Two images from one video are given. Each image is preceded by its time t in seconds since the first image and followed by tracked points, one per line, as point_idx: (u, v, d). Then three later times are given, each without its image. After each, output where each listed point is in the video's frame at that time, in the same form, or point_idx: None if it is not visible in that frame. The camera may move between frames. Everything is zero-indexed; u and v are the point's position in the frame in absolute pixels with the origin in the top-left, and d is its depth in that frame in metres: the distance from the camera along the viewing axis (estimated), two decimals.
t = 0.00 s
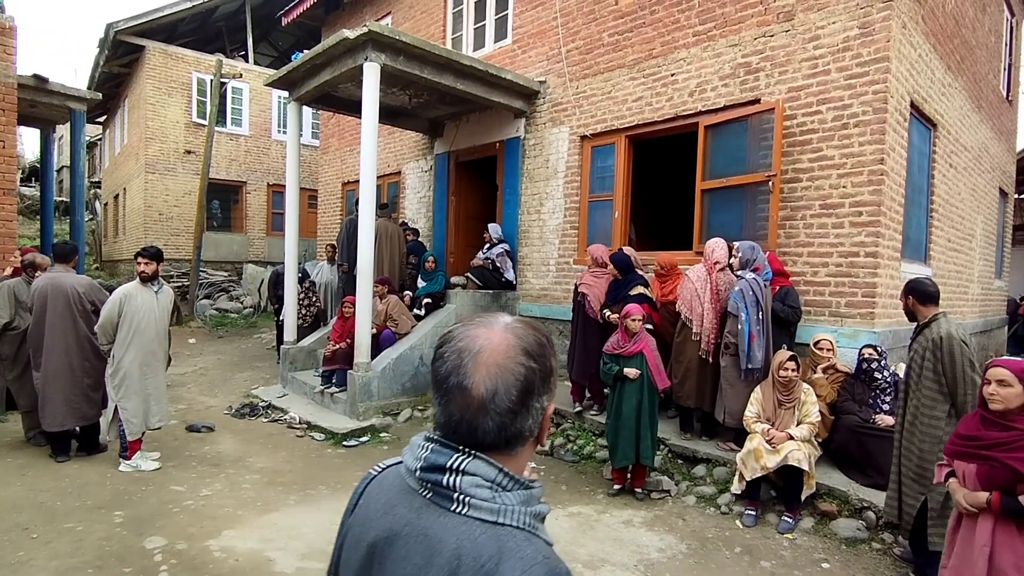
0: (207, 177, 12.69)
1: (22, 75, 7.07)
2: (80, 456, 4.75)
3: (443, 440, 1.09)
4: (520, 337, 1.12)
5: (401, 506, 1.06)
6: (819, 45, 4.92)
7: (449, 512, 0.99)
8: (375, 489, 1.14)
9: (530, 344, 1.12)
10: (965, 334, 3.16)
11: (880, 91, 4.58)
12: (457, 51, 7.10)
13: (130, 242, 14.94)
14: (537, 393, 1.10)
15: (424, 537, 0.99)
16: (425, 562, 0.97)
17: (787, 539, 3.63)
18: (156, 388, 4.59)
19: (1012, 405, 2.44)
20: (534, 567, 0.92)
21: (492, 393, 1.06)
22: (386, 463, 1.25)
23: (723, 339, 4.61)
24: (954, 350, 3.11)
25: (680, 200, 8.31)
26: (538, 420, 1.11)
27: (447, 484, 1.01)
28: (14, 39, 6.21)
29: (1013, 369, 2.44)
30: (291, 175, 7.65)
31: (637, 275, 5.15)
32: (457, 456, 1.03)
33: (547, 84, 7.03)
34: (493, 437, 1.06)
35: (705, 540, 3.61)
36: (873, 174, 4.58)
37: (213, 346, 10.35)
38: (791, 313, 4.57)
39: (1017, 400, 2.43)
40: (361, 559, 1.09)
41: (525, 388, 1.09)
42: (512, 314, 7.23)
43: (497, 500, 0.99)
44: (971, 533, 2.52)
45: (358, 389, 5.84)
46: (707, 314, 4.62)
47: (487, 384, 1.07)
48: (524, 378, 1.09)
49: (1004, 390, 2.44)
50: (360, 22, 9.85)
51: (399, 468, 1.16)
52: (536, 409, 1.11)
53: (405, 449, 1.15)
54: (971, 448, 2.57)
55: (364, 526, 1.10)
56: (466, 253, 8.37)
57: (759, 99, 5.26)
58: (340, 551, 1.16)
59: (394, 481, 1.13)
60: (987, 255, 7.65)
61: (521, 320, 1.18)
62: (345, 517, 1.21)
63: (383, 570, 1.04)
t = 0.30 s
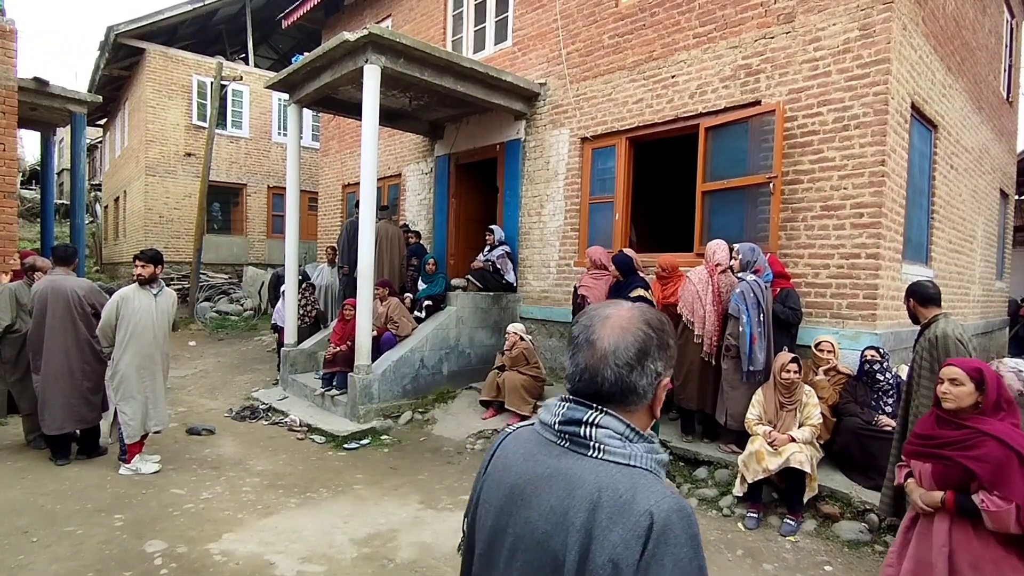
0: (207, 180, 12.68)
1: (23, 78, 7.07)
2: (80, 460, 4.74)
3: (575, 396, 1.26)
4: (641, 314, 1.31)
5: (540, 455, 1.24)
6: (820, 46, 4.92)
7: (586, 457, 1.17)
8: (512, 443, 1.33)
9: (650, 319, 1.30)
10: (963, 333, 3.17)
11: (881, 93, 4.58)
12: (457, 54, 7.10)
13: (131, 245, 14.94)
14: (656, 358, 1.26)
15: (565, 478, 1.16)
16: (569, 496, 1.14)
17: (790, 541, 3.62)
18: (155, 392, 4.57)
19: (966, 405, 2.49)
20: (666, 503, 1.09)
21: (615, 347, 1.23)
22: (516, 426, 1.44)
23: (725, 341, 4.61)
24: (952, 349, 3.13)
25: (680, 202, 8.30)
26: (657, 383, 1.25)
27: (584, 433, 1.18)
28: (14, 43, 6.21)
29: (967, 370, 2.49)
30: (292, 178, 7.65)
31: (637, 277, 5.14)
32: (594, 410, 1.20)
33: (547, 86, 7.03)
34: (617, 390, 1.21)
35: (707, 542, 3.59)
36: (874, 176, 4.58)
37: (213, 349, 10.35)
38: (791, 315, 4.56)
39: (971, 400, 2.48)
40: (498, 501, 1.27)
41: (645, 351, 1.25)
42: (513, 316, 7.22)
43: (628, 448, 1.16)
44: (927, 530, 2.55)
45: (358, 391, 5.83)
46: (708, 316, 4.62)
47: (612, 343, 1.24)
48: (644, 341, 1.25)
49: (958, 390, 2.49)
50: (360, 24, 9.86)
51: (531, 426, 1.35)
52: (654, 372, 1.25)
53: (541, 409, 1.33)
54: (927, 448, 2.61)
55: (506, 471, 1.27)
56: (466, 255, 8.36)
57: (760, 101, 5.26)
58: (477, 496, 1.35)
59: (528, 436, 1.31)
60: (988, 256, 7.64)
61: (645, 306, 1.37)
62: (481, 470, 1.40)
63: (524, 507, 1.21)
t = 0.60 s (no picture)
0: (207, 181, 12.65)
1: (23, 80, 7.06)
2: (80, 461, 4.73)
3: (680, 389, 1.30)
4: (756, 323, 1.34)
5: (649, 454, 1.26)
6: (820, 47, 4.92)
7: (699, 461, 1.18)
8: (618, 439, 1.35)
9: (764, 329, 1.32)
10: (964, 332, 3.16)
11: (881, 93, 4.57)
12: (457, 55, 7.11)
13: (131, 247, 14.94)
14: (764, 361, 1.27)
15: (680, 481, 1.18)
16: (684, 498, 1.16)
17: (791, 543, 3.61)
18: (155, 394, 4.57)
19: (893, 402, 2.54)
20: (785, 511, 1.10)
21: (723, 343, 1.27)
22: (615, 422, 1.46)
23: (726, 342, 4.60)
24: (952, 349, 3.13)
25: (681, 203, 8.30)
26: (762, 387, 1.26)
27: (696, 438, 1.19)
28: (14, 44, 6.20)
29: (895, 366, 2.53)
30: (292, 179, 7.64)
31: (638, 279, 5.13)
32: (703, 414, 1.21)
33: (547, 87, 7.03)
34: (721, 385, 1.24)
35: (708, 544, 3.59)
36: (874, 177, 4.58)
37: (213, 350, 10.35)
38: (791, 316, 4.57)
39: (895, 396, 2.53)
40: (610, 496, 1.29)
41: (752, 353, 1.27)
42: (513, 317, 7.21)
43: (741, 455, 1.17)
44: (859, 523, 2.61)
45: (358, 393, 5.82)
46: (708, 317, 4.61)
47: (721, 339, 1.28)
48: (754, 343, 1.28)
49: (885, 387, 2.53)
50: (360, 25, 9.87)
51: (635, 424, 1.37)
52: (760, 375, 1.26)
53: (647, 408, 1.36)
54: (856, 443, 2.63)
55: (614, 468, 1.29)
56: (466, 255, 8.35)
57: (760, 102, 5.26)
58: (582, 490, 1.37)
59: (635, 434, 1.33)
60: (988, 257, 7.63)
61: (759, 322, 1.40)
62: (582, 463, 1.43)
63: (637, 506, 1.23)
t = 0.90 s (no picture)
0: (207, 181, 12.63)
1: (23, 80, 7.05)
2: (80, 462, 4.73)
3: (863, 402, 1.24)
4: (944, 338, 1.26)
5: (833, 462, 1.21)
6: (820, 47, 4.91)
7: (895, 476, 1.13)
8: (787, 440, 1.30)
9: (954, 344, 1.25)
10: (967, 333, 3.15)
11: (881, 93, 4.57)
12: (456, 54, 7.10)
13: (130, 247, 14.94)
14: (957, 379, 1.20)
15: (875, 496, 1.13)
16: (881, 514, 1.11)
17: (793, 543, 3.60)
18: (155, 394, 4.57)
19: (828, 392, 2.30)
20: (997, 536, 1.04)
21: (912, 358, 1.21)
22: (771, 420, 1.41)
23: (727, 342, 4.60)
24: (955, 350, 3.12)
25: (680, 202, 8.30)
26: (955, 406, 1.20)
27: (890, 453, 1.14)
28: (13, 44, 6.20)
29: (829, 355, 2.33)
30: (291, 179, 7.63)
31: (638, 280, 5.13)
32: (895, 428, 1.16)
33: (547, 87, 7.03)
34: (910, 401, 1.18)
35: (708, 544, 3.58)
36: (874, 176, 4.58)
37: (213, 350, 10.35)
38: (791, 316, 4.55)
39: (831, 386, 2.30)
40: (785, 499, 1.24)
41: (945, 370, 1.21)
42: (513, 317, 7.20)
43: (940, 473, 1.12)
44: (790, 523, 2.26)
45: (359, 393, 5.82)
46: (709, 317, 4.61)
47: (909, 353, 1.22)
48: (947, 359, 1.21)
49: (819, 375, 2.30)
50: (360, 25, 9.86)
51: (803, 426, 1.32)
52: (953, 393, 1.20)
53: (822, 412, 1.31)
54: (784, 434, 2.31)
55: (790, 471, 1.25)
56: (466, 255, 8.35)
57: (760, 101, 5.25)
58: (744, 490, 1.33)
59: (806, 438, 1.28)
60: (988, 256, 7.63)
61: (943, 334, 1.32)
62: (739, 463, 1.38)
63: (823, 515, 1.19)
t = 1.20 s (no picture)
0: (207, 181, 12.62)
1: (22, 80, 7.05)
2: (80, 462, 4.73)
3: (949, 385, 1.22)
4: None
5: (921, 440, 1.18)
6: (820, 46, 4.91)
7: (987, 453, 1.11)
8: (874, 420, 1.26)
9: None
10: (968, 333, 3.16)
11: (881, 92, 4.57)
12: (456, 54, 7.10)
13: (130, 247, 14.94)
14: None
15: (968, 472, 1.11)
16: (978, 491, 1.09)
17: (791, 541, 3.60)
18: (155, 394, 4.57)
19: (786, 395, 2.57)
20: None
21: (1000, 340, 1.18)
22: (851, 404, 1.38)
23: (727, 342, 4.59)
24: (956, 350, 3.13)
25: (681, 202, 8.31)
26: None
27: (982, 430, 1.12)
28: (13, 44, 6.19)
29: (788, 360, 2.60)
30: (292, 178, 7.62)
31: (637, 280, 5.13)
32: (986, 406, 1.14)
33: (547, 87, 7.03)
34: (1000, 382, 1.16)
35: (709, 544, 3.58)
36: (874, 176, 4.58)
37: (213, 349, 10.35)
38: (792, 316, 4.55)
39: (789, 391, 2.56)
40: (875, 474, 1.21)
41: None
42: (513, 317, 7.20)
43: None
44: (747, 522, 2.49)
45: (359, 392, 5.82)
46: (710, 317, 4.61)
47: (996, 334, 1.19)
48: None
49: (780, 378, 2.57)
50: (360, 25, 9.86)
51: (887, 407, 1.29)
52: None
53: (907, 393, 1.28)
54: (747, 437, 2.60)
55: (879, 449, 1.22)
56: (466, 255, 8.34)
57: (760, 101, 5.25)
58: (828, 468, 1.29)
59: (892, 417, 1.25)
60: (989, 256, 7.62)
61: None
62: (820, 442, 1.34)
63: (913, 489, 1.16)
